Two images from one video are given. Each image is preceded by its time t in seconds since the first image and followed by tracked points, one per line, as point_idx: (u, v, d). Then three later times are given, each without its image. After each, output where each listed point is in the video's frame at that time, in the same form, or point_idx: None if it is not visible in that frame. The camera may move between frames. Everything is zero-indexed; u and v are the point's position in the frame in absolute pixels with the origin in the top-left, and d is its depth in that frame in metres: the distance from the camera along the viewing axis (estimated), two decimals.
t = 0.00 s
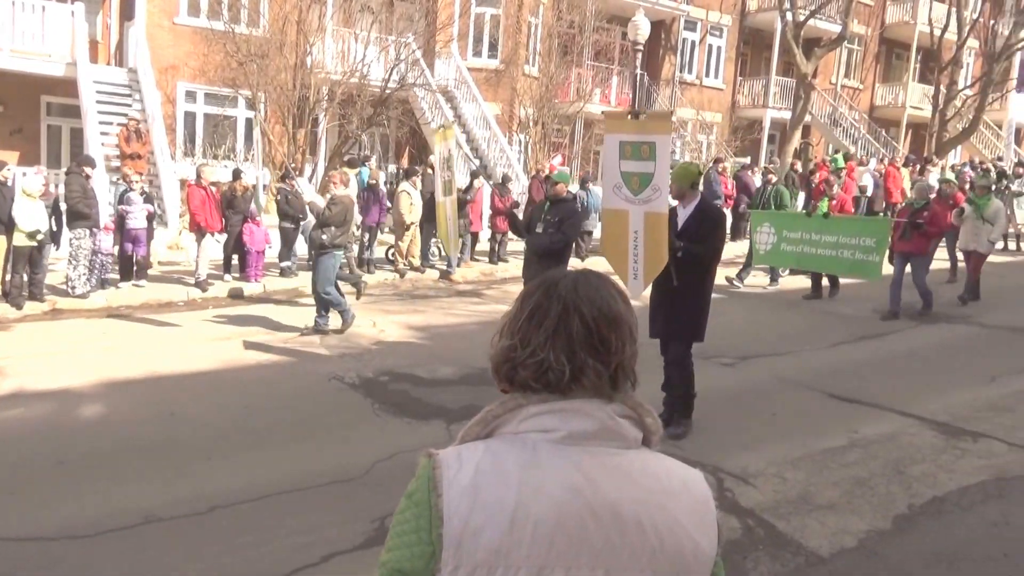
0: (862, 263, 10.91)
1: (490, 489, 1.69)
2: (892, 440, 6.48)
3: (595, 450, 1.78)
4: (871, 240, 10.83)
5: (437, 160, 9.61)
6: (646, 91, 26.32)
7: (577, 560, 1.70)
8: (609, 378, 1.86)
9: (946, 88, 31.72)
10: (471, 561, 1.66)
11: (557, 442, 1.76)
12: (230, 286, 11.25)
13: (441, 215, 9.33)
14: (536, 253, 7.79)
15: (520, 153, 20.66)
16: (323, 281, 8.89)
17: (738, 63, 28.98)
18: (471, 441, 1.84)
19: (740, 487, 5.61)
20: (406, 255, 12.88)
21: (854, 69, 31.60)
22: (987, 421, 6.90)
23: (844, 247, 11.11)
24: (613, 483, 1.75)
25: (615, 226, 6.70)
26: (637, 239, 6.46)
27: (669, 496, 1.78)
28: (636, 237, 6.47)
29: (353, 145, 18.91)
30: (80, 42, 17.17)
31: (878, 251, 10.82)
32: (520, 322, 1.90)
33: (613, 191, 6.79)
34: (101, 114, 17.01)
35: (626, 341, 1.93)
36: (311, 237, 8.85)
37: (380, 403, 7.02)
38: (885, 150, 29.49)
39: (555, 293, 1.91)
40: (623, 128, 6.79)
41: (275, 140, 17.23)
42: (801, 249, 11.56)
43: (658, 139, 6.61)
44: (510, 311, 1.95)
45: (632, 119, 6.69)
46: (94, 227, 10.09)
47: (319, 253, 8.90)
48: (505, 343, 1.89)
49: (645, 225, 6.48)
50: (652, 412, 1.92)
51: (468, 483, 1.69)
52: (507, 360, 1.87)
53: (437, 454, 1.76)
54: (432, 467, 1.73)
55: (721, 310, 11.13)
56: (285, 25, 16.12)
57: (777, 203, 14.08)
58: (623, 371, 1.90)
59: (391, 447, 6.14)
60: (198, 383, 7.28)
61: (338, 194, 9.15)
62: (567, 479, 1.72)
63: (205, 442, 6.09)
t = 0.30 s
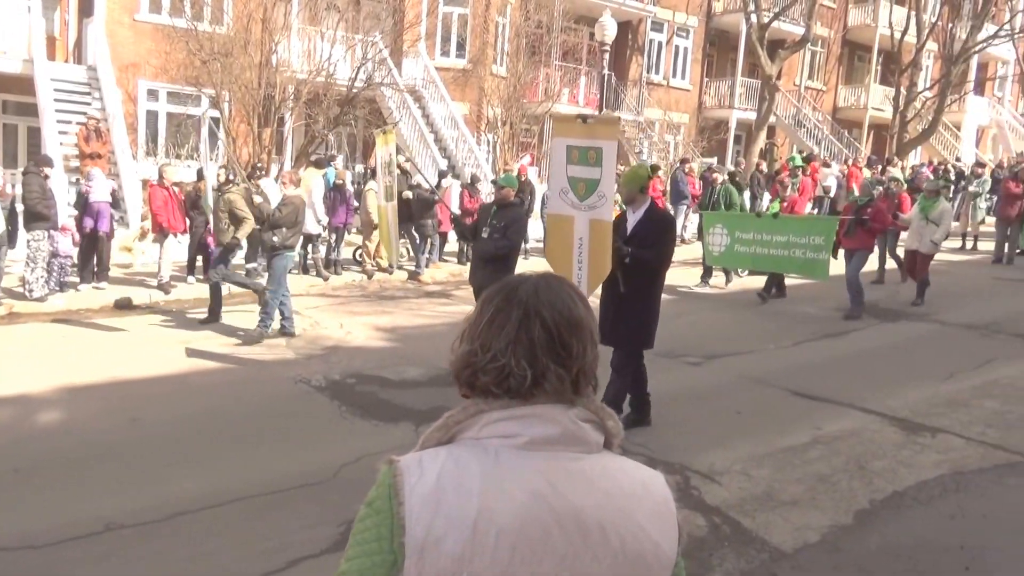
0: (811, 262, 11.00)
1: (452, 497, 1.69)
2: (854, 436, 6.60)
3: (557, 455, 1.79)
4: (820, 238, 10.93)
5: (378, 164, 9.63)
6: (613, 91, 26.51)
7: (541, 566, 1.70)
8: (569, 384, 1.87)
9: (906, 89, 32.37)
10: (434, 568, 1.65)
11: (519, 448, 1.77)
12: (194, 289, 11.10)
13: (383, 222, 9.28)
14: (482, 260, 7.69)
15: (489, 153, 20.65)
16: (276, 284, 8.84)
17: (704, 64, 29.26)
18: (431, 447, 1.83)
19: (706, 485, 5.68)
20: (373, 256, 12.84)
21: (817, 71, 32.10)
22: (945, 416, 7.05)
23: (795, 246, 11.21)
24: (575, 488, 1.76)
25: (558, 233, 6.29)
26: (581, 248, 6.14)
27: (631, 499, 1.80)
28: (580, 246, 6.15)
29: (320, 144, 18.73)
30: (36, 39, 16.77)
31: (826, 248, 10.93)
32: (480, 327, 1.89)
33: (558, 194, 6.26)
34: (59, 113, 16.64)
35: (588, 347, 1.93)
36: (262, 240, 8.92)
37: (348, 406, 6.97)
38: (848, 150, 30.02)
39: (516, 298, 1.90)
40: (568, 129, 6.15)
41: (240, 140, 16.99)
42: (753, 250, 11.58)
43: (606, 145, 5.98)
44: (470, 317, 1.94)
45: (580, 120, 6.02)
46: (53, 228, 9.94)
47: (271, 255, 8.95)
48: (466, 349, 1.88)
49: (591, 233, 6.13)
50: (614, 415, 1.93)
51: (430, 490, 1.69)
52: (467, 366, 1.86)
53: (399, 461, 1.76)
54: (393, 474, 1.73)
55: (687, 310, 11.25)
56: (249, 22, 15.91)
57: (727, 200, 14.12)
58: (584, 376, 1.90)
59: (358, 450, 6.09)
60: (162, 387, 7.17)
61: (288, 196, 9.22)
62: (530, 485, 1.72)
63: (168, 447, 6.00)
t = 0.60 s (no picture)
0: (760, 265, 11.12)
1: (418, 504, 1.67)
2: (817, 434, 6.70)
3: (522, 460, 1.78)
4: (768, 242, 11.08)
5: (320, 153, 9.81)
6: (580, 91, 26.64)
7: (508, 569, 1.70)
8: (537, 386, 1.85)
9: (867, 92, 32.97)
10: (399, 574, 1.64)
11: (484, 452, 1.76)
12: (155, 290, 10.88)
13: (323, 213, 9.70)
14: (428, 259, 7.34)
15: (457, 153, 20.60)
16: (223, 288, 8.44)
17: (670, 65, 29.50)
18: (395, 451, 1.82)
19: (673, 484, 5.72)
20: (341, 257, 12.69)
21: (780, 73, 32.55)
22: (905, 413, 7.20)
23: (745, 249, 11.33)
24: (542, 491, 1.76)
25: (499, 227, 6.73)
26: (523, 240, 6.58)
27: (595, 500, 1.80)
28: (522, 239, 6.59)
29: (286, 144, 18.49)
30: None
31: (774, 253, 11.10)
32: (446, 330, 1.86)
33: (501, 189, 6.74)
34: (14, 111, 16.19)
35: (552, 348, 1.91)
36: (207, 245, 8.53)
37: (314, 409, 6.90)
38: (811, 151, 30.48)
39: (480, 301, 1.87)
40: (515, 127, 6.68)
41: (203, 139, 16.66)
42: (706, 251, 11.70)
43: (548, 138, 6.51)
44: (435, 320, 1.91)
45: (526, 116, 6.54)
46: (8, 229, 9.77)
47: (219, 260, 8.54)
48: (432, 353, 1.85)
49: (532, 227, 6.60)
50: (579, 416, 1.93)
51: (395, 496, 1.67)
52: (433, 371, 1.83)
53: (362, 466, 1.73)
54: (357, 480, 1.70)
55: (654, 310, 11.33)
56: (212, 19, 15.66)
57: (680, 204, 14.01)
58: (550, 378, 1.89)
59: (324, 454, 6.02)
60: (123, 393, 7.03)
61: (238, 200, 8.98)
62: (496, 489, 1.72)
63: (129, 453, 5.87)
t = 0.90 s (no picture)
0: (712, 265, 11.27)
1: (418, 511, 1.63)
2: (782, 432, 6.80)
3: (503, 455, 1.79)
4: (721, 243, 11.19)
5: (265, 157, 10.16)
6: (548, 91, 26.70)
7: (505, 565, 1.73)
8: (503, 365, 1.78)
9: (831, 94, 33.49)
10: None
11: (472, 453, 1.75)
12: (116, 292, 10.69)
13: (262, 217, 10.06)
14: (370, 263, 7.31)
15: (424, 154, 20.55)
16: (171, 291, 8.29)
17: (637, 66, 29.68)
18: (372, 463, 1.76)
19: (641, 484, 5.76)
20: (307, 258, 12.58)
21: (746, 75, 32.93)
22: (868, 410, 7.31)
23: (697, 251, 11.52)
24: (528, 486, 1.79)
25: (445, 233, 5.93)
26: (467, 245, 5.75)
27: (561, 486, 1.87)
28: (466, 244, 5.77)
29: (251, 143, 18.24)
30: None
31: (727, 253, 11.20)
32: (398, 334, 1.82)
33: (445, 193, 5.89)
34: None
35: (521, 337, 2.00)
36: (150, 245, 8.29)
37: (280, 412, 6.83)
38: (776, 152, 30.90)
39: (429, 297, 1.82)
40: (449, 122, 5.78)
41: (165, 138, 16.40)
42: (658, 252, 11.92)
43: (486, 134, 5.55)
44: (391, 329, 1.86)
45: (460, 110, 5.66)
46: None
47: (162, 262, 8.33)
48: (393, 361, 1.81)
49: (477, 231, 5.75)
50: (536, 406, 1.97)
51: (394, 506, 1.61)
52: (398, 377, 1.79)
53: (349, 481, 1.64)
54: (349, 494, 1.62)
55: (621, 310, 11.39)
56: (174, 16, 15.37)
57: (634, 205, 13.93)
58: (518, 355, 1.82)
59: (291, 457, 5.96)
60: (83, 397, 6.88)
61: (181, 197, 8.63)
62: (488, 490, 1.73)
63: (89, 458, 5.76)
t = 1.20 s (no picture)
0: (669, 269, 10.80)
1: (402, 503, 1.63)
2: (753, 432, 6.86)
3: (462, 443, 1.83)
4: (678, 245, 10.71)
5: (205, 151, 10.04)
6: (522, 91, 26.72)
7: (483, 548, 1.76)
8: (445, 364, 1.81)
9: (800, 96, 33.93)
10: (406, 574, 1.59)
11: (431, 444, 1.76)
12: (83, 293, 10.52)
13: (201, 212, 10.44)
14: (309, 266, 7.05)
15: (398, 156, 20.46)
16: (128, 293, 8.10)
17: (610, 67, 29.78)
18: (332, 473, 1.72)
19: (614, 485, 5.79)
20: (277, 258, 12.48)
21: (717, 76, 33.20)
22: (837, 409, 7.41)
23: (655, 252, 11.05)
24: (486, 469, 1.84)
25: (384, 248, 5.49)
26: (409, 259, 5.32)
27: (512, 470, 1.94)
28: (408, 258, 5.33)
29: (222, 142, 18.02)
30: None
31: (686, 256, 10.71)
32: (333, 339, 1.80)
33: (381, 205, 5.46)
34: None
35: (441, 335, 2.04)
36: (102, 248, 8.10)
37: (251, 415, 6.76)
38: (747, 153, 31.20)
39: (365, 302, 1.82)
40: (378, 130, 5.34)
41: (132, 138, 16.15)
42: (617, 253, 11.48)
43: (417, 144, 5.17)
44: (328, 340, 1.83)
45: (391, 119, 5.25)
46: None
47: (117, 265, 8.13)
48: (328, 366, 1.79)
49: (418, 243, 5.32)
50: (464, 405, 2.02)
51: (378, 503, 1.60)
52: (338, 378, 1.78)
53: (324, 489, 1.61)
54: (328, 500, 1.59)
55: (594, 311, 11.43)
56: (141, 13, 15.11)
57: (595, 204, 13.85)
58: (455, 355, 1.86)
59: (263, 461, 5.90)
60: (48, 402, 6.76)
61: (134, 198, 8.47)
62: (457, 477, 1.75)
63: (54, 465, 5.64)
